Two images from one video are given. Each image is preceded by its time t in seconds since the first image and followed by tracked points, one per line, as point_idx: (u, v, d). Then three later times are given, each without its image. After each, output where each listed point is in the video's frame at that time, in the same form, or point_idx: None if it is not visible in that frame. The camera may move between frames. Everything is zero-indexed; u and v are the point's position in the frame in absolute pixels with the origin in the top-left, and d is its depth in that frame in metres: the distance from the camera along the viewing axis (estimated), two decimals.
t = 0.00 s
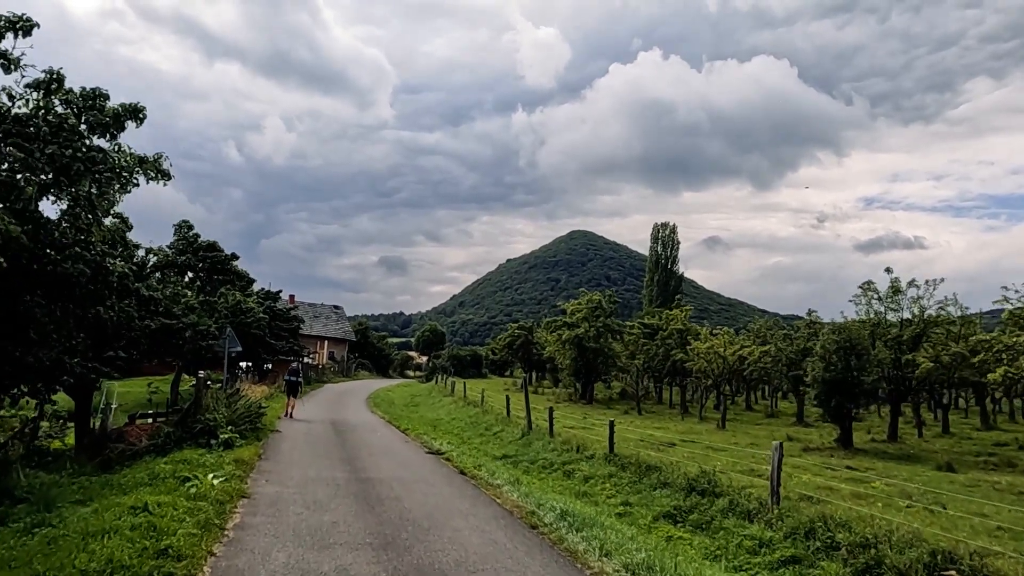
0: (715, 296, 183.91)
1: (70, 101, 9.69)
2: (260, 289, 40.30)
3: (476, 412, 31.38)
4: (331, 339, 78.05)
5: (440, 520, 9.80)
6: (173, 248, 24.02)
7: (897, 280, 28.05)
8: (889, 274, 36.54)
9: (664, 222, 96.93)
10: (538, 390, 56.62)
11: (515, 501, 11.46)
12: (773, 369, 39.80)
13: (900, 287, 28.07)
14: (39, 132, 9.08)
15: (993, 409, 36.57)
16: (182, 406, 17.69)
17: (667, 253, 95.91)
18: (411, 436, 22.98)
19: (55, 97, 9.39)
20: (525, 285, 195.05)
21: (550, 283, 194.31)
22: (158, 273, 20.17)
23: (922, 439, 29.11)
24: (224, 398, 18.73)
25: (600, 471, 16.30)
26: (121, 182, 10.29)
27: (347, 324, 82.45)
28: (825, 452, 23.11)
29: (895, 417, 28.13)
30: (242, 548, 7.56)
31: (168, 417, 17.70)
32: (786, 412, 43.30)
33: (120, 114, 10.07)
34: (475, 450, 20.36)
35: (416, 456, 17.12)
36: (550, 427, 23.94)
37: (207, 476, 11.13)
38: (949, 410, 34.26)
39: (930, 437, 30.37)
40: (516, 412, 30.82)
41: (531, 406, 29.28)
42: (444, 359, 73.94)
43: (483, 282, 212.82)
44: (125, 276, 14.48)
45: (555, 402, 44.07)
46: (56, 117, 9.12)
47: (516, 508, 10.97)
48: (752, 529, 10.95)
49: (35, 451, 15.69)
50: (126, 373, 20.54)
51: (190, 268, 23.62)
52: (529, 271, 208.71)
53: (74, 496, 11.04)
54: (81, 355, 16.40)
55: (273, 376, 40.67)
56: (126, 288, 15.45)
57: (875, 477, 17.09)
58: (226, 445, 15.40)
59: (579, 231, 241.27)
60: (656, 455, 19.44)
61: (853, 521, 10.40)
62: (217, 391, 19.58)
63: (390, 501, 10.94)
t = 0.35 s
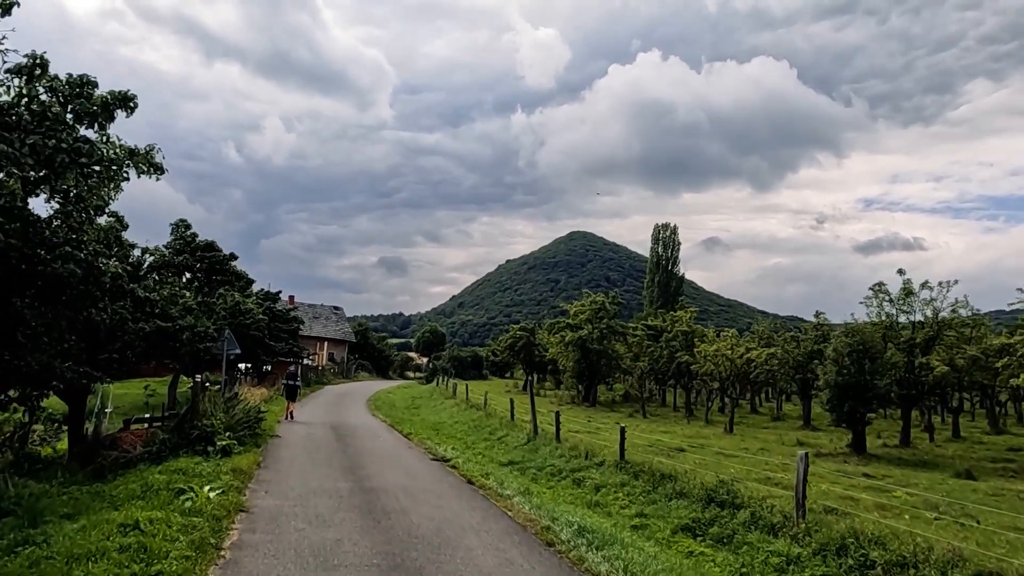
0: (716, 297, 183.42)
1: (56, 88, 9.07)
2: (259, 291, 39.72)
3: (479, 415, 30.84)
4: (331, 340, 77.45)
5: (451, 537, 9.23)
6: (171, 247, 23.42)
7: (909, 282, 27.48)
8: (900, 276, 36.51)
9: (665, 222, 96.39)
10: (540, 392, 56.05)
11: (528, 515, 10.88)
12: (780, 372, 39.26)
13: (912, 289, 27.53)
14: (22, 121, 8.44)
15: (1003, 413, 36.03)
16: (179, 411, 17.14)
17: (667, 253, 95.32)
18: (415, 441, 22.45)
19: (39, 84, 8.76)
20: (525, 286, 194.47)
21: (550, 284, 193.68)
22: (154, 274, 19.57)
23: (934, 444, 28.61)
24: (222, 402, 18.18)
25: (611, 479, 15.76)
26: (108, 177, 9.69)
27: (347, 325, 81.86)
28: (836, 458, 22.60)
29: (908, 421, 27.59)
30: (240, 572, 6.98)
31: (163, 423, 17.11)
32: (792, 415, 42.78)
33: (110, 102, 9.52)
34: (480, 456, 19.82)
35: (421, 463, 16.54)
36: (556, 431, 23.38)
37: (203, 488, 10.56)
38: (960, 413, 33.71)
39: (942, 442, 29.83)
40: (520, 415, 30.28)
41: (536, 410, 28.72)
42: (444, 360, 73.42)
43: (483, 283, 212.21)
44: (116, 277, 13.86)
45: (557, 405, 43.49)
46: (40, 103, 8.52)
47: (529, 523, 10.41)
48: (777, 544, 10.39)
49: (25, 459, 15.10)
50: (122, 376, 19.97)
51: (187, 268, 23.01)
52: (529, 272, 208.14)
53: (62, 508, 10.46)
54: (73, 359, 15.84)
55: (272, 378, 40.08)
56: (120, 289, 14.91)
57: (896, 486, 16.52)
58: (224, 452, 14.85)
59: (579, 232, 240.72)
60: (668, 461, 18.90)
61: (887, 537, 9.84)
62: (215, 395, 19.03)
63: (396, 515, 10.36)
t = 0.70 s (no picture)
0: (715, 296, 182.96)
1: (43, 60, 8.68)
2: (259, 288, 39.16)
3: (483, 415, 30.29)
4: (331, 339, 76.91)
5: (466, 543, 8.66)
6: (168, 241, 22.77)
7: (922, 278, 26.96)
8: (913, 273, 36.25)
9: (666, 221, 95.90)
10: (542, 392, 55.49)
11: (544, 518, 10.33)
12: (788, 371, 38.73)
13: (926, 285, 27.03)
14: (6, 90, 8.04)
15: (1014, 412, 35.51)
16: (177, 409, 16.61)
17: (668, 253, 94.85)
18: (419, 440, 21.90)
19: (23, 53, 8.37)
20: (524, 285, 193.95)
21: (549, 283, 193.17)
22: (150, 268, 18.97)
23: (946, 443, 28.13)
24: (221, 400, 17.67)
25: (625, 480, 15.22)
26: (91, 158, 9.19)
27: (347, 324, 81.26)
28: (851, 457, 22.09)
29: (921, 420, 27.09)
30: None
31: (160, 422, 16.54)
32: (798, 414, 42.27)
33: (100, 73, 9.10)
34: (487, 457, 19.28)
35: (428, 464, 15.98)
36: (564, 431, 22.82)
37: (201, 491, 10.00)
38: (971, 412, 33.19)
39: (955, 441, 29.31)
40: (525, 414, 29.72)
41: (541, 409, 28.16)
42: (445, 360, 72.89)
43: (482, 282, 211.65)
44: (111, 268, 13.29)
45: (561, 404, 42.93)
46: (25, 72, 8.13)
47: (547, 527, 9.84)
48: (808, 549, 9.84)
49: (17, 460, 14.54)
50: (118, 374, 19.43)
51: (185, 262, 22.35)
52: (528, 271, 207.67)
53: (53, 511, 9.89)
54: (67, 355, 15.32)
55: (272, 377, 39.52)
56: (114, 282, 14.36)
57: (920, 486, 15.98)
58: (224, 452, 14.35)
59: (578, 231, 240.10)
60: (681, 461, 18.37)
61: (927, 542, 9.29)
62: (215, 393, 18.51)
63: (406, 518, 9.80)
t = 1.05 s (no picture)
0: (718, 293, 182.34)
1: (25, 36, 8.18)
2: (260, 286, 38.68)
3: (488, 413, 29.77)
4: (334, 337, 76.52)
5: (480, 555, 8.12)
6: (167, 238, 22.20)
7: (938, 272, 26.40)
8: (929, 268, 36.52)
9: (669, 217, 95.26)
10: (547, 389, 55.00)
11: (561, 526, 9.80)
12: (798, 367, 38.19)
13: (942, 279, 26.45)
14: None
15: None
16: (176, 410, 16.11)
17: (671, 249, 94.31)
18: (425, 440, 21.40)
19: None
20: (526, 282, 193.47)
21: (551, 280, 192.65)
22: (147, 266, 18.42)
23: (962, 441, 27.54)
24: (221, 401, 17.18)
25: (640, 482, 14.70)
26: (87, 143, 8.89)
27: (349, 322, 80.71)
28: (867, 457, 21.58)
29: (937, 418, 26.54)
30: None
31: (158, 424, 16.03)
32: (807, 411, 41.75)
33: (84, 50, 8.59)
34: (495, 458, 18.78)
35: (435, 466, 15.46)
36: (573, 430, 22.28)
37: (199, 499, 9.46)
38: (985, 410, 32.62)
39: (971, 439, 28.74)
40: (532, 413, 29.16)
41: (549, 408, 27.64)
42: (448, 357, 72.43)
43: (484, 279, 211.24)
44: (104, 264, 12.72)
45: (566, 402, 42.42)
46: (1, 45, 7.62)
47: (565, 536, 9.30)
48: (841, 557, 9.29)
49: (10, 464, 14.05)
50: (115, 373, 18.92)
51: (184, 259, 21.80)
52: (530, 268, 207.14)
53: (42, 520, 9.36)
54: (61, 355, 14.83)
55: (274, 376, 39.05)
56: (107, 280, 13.76)
57: (947, 489, 15.42)
58: (224, 456, 13.88)
59: (580, 228, 239.28)
60: (695, 462, 17.86)
61: (972, 554, 8.71)
62: (215, 393, 18.02)
63: (416, 528, 9.28)
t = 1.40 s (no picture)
0: (720, 289, 181.66)
1: None
2: (260, 282, 38.12)
3: (492, 411, 29.21)
4: (335, 333, 76.00)
5: (490, 565, 7.53)
6: (161, 231, 21.59)
7: (953, 265, 25.78)
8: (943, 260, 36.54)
9: (672, 213, 94.61)
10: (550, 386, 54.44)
11: (574, 532, 9.22)
12: (806, 363, 37.62)
13: (956, 272, 25.80)
14: None
15: None
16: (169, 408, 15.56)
17: (673, 245, 93.74)
18: (428, 439, 20.82)
19: None
20: (528, 279, 192.90)
21: (553, 277, 192.01)
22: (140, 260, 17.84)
23: (976, 438, 26.93)
24: (217, 398, 16.63)
25: (651, 483, 14.14)
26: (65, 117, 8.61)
27: (350, 319, 80.15)
28: (882, 456, 21.01)
29: (952, 415, 25.96)
30: None
31: (152, 423, 15.46)
32: (815, 408, 41.14)
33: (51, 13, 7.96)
34: (500, 457, 18.22)
35: (439, 466, 14.91)
36: (579, 428, 21.72)
37: (188, 504, 8.90)
38: (998, 407, 32.02)
39: (985, 436, 28.13)
40: (536, 411, 28.59)
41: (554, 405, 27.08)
42: (450, 354, 71.91)
43: (486, 276, 210.74)
44: (92, 257, 12.13)
45: (570, 399, 41.84)
46: None
47: (579, 544, 8.73)
48: (873, 565, 8.71)
49: None
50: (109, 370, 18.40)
51: (180, 253, 21.23)
52: (532, 265, 206.49)
53: (21, 528, 8.79)
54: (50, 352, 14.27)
55: (274, 373, 38.49)
56: (91, 272, 13.13)
57: (972, 491, 14.82)
58: (219, 456, 13.34)
59: (581, 224, 238.45)
60: (708, 461, 17.28)
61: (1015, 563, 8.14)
62: (210, 391, 17.47)
63: (419, 534, 8.71)
